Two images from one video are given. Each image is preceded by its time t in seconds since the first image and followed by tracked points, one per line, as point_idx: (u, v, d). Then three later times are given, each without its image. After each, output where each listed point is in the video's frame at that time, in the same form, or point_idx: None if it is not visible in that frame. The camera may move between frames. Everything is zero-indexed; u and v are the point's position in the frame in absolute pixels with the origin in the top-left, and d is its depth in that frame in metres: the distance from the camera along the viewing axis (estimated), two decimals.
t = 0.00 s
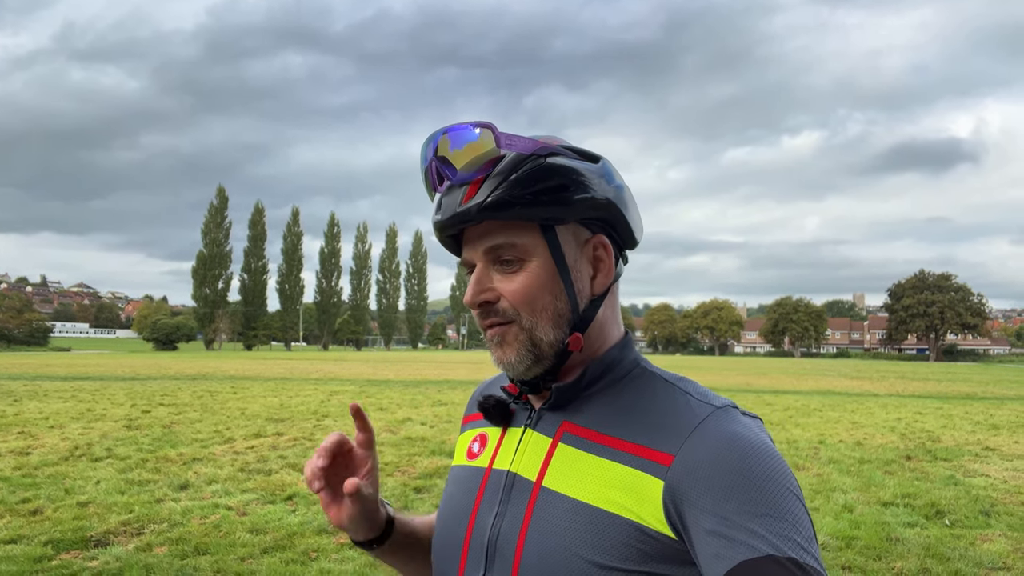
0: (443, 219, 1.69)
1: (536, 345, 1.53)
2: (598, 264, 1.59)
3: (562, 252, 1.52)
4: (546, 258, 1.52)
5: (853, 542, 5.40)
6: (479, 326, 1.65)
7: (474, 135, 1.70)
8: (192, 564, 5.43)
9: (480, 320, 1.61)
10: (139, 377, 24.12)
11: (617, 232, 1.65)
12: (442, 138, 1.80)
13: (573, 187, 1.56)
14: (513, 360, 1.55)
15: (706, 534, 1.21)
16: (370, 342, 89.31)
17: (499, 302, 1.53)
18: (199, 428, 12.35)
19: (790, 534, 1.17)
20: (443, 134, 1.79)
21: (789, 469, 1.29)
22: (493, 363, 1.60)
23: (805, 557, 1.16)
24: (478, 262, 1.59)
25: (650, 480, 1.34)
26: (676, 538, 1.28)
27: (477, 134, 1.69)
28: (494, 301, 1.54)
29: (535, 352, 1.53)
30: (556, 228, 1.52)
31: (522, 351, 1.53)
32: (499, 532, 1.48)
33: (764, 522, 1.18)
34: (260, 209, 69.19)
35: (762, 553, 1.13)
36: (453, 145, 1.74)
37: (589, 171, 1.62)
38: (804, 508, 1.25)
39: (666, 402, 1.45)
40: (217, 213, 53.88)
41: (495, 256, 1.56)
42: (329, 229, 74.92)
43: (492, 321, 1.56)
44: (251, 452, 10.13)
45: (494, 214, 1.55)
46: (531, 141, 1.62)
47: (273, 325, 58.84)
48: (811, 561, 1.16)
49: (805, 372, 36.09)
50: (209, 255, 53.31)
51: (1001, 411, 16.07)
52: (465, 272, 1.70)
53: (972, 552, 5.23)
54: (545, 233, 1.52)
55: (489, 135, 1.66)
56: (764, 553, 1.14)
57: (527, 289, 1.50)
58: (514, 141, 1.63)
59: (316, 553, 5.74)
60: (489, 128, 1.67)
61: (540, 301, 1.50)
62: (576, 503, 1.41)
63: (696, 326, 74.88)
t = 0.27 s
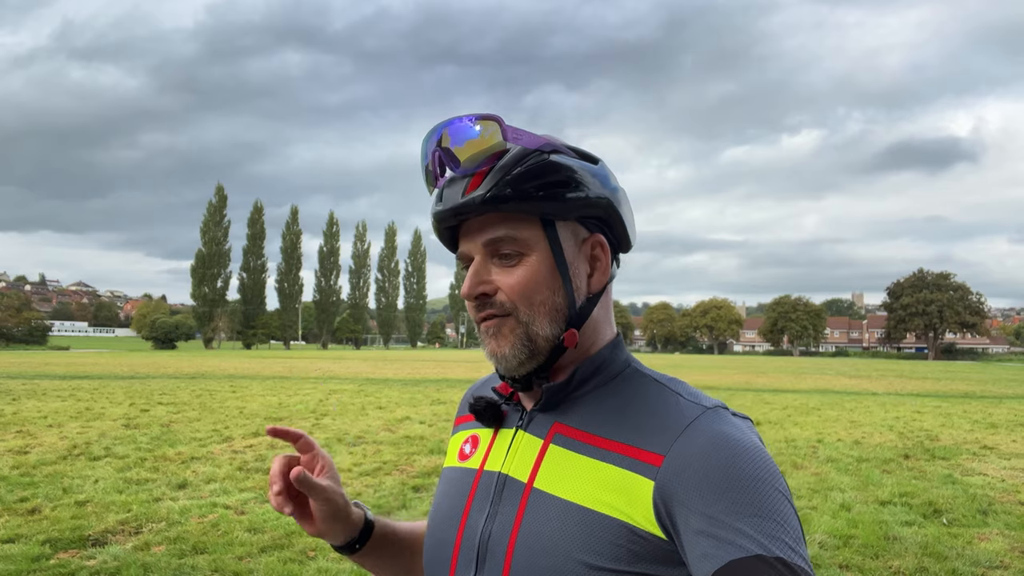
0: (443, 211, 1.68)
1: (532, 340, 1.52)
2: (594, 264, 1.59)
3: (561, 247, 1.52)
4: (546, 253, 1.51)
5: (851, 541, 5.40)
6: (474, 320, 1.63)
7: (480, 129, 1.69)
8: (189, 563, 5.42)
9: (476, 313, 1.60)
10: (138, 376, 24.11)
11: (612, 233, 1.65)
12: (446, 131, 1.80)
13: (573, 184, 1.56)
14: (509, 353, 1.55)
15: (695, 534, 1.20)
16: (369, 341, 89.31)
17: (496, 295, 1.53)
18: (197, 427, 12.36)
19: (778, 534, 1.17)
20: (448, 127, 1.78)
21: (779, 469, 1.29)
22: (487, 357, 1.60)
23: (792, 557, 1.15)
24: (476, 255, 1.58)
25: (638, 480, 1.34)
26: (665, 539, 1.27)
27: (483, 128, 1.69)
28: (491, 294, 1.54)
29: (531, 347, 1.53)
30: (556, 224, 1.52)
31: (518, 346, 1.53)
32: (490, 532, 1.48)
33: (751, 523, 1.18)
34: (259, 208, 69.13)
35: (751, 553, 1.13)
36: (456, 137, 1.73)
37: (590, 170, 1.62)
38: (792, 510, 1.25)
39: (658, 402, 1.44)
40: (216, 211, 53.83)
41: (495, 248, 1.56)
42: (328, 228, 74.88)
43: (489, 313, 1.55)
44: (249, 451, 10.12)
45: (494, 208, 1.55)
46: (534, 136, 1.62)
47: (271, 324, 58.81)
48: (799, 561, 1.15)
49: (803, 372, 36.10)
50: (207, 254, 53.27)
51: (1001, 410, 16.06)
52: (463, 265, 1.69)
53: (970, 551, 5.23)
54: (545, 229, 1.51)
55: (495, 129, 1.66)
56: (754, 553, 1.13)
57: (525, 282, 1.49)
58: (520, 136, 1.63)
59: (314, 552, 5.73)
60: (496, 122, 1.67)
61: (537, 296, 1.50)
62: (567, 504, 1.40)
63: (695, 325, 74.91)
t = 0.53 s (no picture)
0: (436, 219, 1.66)
1: (527, 351, 1.51)
2: (586, 273, 1.59)
3: (554, 257, 1.52)
4: (541, 263, 1.51)
5: (849, 541, 5.41)
6: (468, 329, 1.62)
7: (473, 137, 1.68)
8: (187, 563, 5.42)
9: (470, 322, 1.59)
10: (137, 375, 24.09)
11: (604, 243, 1.66)
12: (439, 139, 1.78)
13: (565, 195, 1.56)
14: (503, 364, 1.53)
15: (686, 544, 1.20)
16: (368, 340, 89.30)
17: (491, 304, 1.52)
18: (196, 426, 12.36)
19: (770, 542, 1.16)
20: (440, 135, 1.77)
21: (770, 478, 1.29)
22: (479, 368, 1.58)
23: (784, 565, 1.15)
24: (470, 265, 1.57)
25: (629, 490, 1.34)
26: (657, 549, 1.26)
27: (477, 136, 1.68)
28: (486, 303, 1.52)
29: (526, 357, 1.52)
30: (550, 234, 1.52)
31: (513, 357, 1.52)
32: (482, 543, 1.47)
33: (744, 531, 1.17)
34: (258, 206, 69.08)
35: (743, 562, 1.12)
36: (449, 146, 1.72)
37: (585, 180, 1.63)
38: (784, 518, 1.25)
39: (649, 411, 1.44)
40: (214, 210, 53.80)
41: (490, 257, 1.55)
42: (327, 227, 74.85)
43: (483, 323, 1.54)
44: (248, 451, 10.11)
45: (489, 216, 1.54)
46: (528, 146, 1.62)
47: (270, 322, 58.79)
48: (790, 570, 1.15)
49: (802, 370, 36.14)
50: (206, 252, 53.22)
51: (999, 409, 16.08)
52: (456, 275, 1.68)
53: (968, 550, 5.23)
54: (539, 239, 1.51)
55: (491, 138, 1.66)
56: (744, 562, 1.12)
57: (522, 292, 1.48)
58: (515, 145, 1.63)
59: (313, 553, 5.72)
60: (492, 131, 1.66)
61: (534, 305, 1.49)
62: (559, 515, 1.40)
63: (694, 324, 75.00)
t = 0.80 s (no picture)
0: (445, 217, 1.65)
1: (538, 352, 1.51)
2: (595, 274, 1.60)
3: (565, 257, 1.52)
4: (552, 265, 1.51)
5: (850, 539, 5.41)
6: (476, 330, 1.63)
7: (485, 135, 1.68)
8: (188, 562, 5.43)
9: (480, 323, 1.58)
10: (137, 374, 24.08)
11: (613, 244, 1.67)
12: (448, 138, 1.78)
13: (574, 196, 1.56)
14: (513, 365, 1.54)
15: (694, 549, 1.20)
16: (368, 339, 89.31)
17: (503, 304, 1.52)
18: (196, 425, 12.36)
19: (777, 547, 1.16)
20: (452, 134, 1.77)
21: (779, 481, 1.29)
22: (489, 369, 1.58)
23: (793, 568, 1.15)
24: (481, 265, 1.57)
25: (639, 494, 1.34)
26: (665, 554, 1.26)
27: (489, 133, 1.68)
28: (497, 304, 1.52)
29: (536, 358, 1.52)
30: (561, 234, 1.52)
31: (522, 358, 1.52)
32: (492, 547, 1.47)
33: (751, 535, 1.17)
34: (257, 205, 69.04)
35: (750, 567, 1.12)
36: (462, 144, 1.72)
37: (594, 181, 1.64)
38: (793, 521, 1.25)
39: (656, 414, 1.44)
40: (214, 209, 53.77)
41: (502, 259, 1.54)
42: (326, 226, 74.84)
43: (494, 325, 1.54)
44: (248, 450, 10.11)
45: (504, 216, 1.53)
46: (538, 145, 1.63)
47: (270, 321, 58.76)
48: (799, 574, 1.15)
49: (801, 369, 36.19)
50: (206, 251, 53.17)
51: (998, 408, 16.11)
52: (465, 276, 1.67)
53: (968, 549, 5.25)
54: (550, 239, 1.51)
55: (503, 136, 1.66)
56: (753, 567, 1.12)
57: (532, 292, 1.48)
58: (527, 144, 1.63)
59: (314, 551, 5.72)
60: (503, 129, 1.66)
61: (545, 308, 1.49)
62: (568, 520, 1.40)
63: (693, 322, 75.09)
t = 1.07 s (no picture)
0: (455, 200, 1.65)
1: (540, 342, 1.51)
2: (602, 264, 1.60)
3: (573, 246, 1.52)
4: (558, 255, 1.51)
5: (850, 536, 5.42)
6: (478, 318, 1.63)
7: (499, 120, 1.67)
8: (189, 558, 5.43)
9: (483, 311, 1.59)
10: (136, 371, 24.09)
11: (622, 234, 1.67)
12: (459, 122, 1.77)
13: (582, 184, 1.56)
14: (515, 355, 1.54)
15: (701, 534, 1.20)
16: (367, 337, 89.33)
17: (507, 293, 1.52)
18: (195, 423, 12.37)
19: (784, 532, 1.16)
20: (464, 118, 1.76)
21: (786, 467, 1.29)
22: (492, 356, 1.58)
23: (800, 556, 1.15)
24: (487, 251, 1.57)
25: (646, 479, 1.33)
26: (672, 537, 1.27)
27: (503, 119, 1.67)
28: (501, 291, 1.52)
29: (539, 348, 1.52)
30: (570, 223, 1.52)
31: (525, 347, 1.52)
32: (498, 532, 1.47)
33: (758, 520, 1.17)
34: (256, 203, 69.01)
35: (756, 552, 1.13)
36: (475, 128, 1.71)
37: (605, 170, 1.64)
38: (800, 507, 1.25)
39: (664, 400, 1.44)
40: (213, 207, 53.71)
41: (509, 246, 1.54)
42: (326, 224, 74.79)
43: (497, 314, 1.54)
44: (248, 447, 10.11)
45: (517, 201, 1.53)
46: (549, 133, 1.62)
47: (269, 320, 58.73)
48: (807, 560, 1.15)
49: (801, 367, 36.21)
50: (205, 249, 53.15)
51: (998, 406, 16.11)
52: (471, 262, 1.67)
53: (968, 545, 5.26)
54: (558, 227, 1.51)
55: (517, 122, 1.66)
56: (760, 552, 1.13)
57: (537, 282, 1.48)
58: (541, 132, 1.63)
59: (315, 548, 5.73)
60: (515, 115, 1.65)
61: (549, 298, 1.49)
62: (574, 504, 1.40)
63: (692, 321, 75.13)
